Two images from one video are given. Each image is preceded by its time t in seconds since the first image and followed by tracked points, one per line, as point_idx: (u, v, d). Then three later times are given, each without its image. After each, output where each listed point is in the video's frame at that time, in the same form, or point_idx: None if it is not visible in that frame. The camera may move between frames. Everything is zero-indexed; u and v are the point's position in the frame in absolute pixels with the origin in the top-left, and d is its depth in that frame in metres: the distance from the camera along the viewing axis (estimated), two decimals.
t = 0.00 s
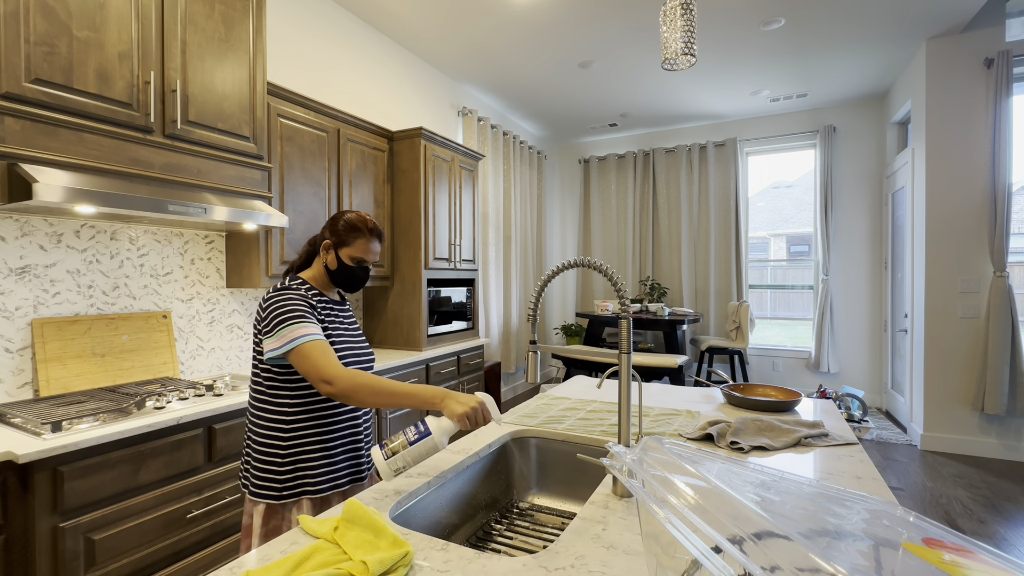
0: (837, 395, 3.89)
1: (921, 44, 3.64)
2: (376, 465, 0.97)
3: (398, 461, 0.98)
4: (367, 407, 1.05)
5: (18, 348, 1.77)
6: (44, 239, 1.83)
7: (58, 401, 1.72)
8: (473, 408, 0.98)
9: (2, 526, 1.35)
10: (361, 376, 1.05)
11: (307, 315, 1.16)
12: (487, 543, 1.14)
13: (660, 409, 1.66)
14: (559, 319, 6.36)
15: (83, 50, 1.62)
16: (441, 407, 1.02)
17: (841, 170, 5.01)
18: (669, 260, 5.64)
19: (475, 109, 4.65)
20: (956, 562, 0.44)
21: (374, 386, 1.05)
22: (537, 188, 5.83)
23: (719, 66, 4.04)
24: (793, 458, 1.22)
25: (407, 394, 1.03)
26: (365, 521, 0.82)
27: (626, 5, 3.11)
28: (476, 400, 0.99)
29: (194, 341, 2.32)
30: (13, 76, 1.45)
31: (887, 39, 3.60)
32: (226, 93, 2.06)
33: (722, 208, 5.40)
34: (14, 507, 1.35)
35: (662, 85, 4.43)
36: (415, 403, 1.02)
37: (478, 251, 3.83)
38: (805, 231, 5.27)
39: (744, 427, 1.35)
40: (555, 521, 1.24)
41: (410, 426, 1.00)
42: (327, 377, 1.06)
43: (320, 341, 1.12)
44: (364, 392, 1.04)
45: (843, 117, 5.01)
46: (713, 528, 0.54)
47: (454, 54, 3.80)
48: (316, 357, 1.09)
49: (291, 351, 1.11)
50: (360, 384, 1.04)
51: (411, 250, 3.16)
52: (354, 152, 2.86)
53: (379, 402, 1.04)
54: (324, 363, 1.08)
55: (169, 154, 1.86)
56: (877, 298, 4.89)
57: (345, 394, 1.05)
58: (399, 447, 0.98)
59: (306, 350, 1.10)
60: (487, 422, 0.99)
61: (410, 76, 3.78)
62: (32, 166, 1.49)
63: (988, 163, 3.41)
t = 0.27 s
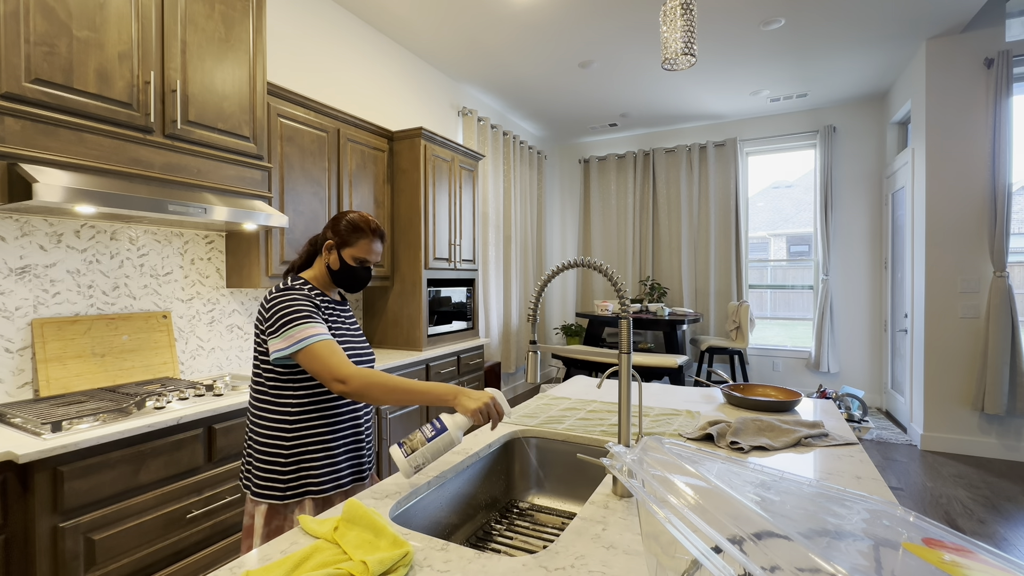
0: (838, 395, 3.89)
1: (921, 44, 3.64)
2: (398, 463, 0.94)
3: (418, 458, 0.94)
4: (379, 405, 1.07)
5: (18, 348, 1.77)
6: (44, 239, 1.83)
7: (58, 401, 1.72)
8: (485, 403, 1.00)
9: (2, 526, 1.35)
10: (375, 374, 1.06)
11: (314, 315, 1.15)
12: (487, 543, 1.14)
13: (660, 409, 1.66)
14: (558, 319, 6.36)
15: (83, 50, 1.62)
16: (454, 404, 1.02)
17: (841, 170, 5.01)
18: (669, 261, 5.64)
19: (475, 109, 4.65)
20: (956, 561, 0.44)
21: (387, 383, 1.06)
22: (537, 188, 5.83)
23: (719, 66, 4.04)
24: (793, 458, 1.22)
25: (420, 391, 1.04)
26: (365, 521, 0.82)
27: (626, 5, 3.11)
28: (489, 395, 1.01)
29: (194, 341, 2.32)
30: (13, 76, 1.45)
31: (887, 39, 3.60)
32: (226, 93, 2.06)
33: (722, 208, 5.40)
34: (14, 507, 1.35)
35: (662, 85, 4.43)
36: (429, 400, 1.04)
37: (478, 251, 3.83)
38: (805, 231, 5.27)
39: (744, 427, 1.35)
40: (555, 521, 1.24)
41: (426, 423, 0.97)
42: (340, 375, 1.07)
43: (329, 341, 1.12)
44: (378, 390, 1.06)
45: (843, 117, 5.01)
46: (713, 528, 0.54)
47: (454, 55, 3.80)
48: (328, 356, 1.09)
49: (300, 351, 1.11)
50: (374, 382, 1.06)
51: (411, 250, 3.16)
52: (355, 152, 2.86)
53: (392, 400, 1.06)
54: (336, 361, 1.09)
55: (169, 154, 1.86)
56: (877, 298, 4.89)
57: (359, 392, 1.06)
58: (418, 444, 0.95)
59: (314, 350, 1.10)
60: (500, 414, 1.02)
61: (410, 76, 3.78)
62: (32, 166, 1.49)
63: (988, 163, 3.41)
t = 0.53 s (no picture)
0: (838, 395, 3.89)
1: (921, 44, 3.64)
2: (405, 456, 0.94)
3: (425, 451, 0.96)
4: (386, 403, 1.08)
5: (18, 348, 1.77)
6: (44, 239, 1.83)
7: (58, 401, 1.72)
8: (490, 398, 1.06)
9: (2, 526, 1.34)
10: (382, 371, 1.08)
11: (317, 315, 1.15)
12: (487, 543, 1.14)
13: (660, 409, 1.66)
14: (559, 319, 6.36)
15: (83, 50, 1.62)
16: (460, 398, 1.08)
17: (841, 170, 5.01)
18: (669, 261, 5.64)
19: (475, 109, 4.65)
20: (956, 561, 0.44)
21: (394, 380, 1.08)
22: (537, 188, 5.83)
23: (719, 66, 4.04)
24: (793, 458, 1.22)
25: (428, 387, 1.07)
26: (365, 521, 0.82)
27: (626, 6, 3.11)
28: (493, 391, 1.07)
29: (194, 341, 2.32)
30: (13, 76, 1.45)
31: (887, 39, 3.59)
32: (226, 93, 2.06)
33: (722, 208, 5.40)
34: (14, 507, 1.35)
35: (662, 85, 4.43)
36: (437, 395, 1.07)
37: (478, 251, 3.83)
38: (805, 231, 5.27)
39: (744, 427, 1.35)
40: (555, 521, 1.24)
41: (433, 416, 0.99)
42: (347, 374, 1.07)
43: (332, 342, 1.12)
44: (385, 387, 1.07)
45: (844, 117, 5.01)
46: (713, 528, 0.54)
47: (454, 55, 3.80)
48: (334, 355, 1.09)
49: (302, 351, 1.11)
50: (381, 379, 1.07)
51: (411, 250, 3.16)
52: (355, 152, 2.86)
53: (399, 397, 1.07)
54: (341, 360, 1.09)
55: (169, 154, 1.86)
56: (877, 298, 4.89)
57: (366, 390, 1.07)
58: (426, 437, 0.95)
59: (318, 349, 1.10)
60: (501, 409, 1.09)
61: (410, 76, 3.78)
62: (32, 166, 1.49)
63: (988, 163, 3.41)
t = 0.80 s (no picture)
0: (838, 395, 3.89)
1: (920, 44, 3.64)
2: (388, 449, 0.94)
3: (409, 450, 0.96)
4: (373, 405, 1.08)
5: (18, 348, 1.77)
6: (44, 239, 1.83)
7: (58, 401, 1.72)
8: (478, 404, 1.07)
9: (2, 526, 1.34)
10: (371, 374, 1.08)
11: (311, 315, 1.15)
12: (487, 543, 1.14)
13: (660, 410, 1.67)
14: (558, 319, 6.36)
15: (83, 50, 1.62)
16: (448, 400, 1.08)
17: (841, 170, 5.01)
18: (669, 261, 5.64)
19: (475, 108, 4.65)
20: (956, 562, 0.44)
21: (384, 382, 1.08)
22: (537, 188, 5.83)
23: (719, 66, 4.04)
24: (793, 458, 1.23)
25: (418, 389, 1.07)
26: (365, 521, 0.82)
27: (626, 5, 3.11)
28: (479, 397, 1.08)
29: (194, 341, 2.32)
30: (13, 76, 1.45)
31: (887, 39, 3.59)
32: (226, 93, 2.06)
33: (722, 208, 5.40)
34: (14, 507, 1.35)
35: (662, 85, 4.43)
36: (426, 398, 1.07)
37: (478, 251, 3.83)
38: (805, 231, 5.27)
39: (744, 427, 1.35)
40: (555, 521, 1.24)
41: (421, 416, 1.01)
42: (335, 375, 1.07)
43: (325, 344, 1.12)
44: (374, 389, 1.07)
45: (844, 117, 5.01)
46: (713, 528, 0.54)
47: (454, 54, 3.79)
48: (325, 356, 1.09)
49: (290, 352, 1.11)
50: (371, 382, 1.07)
51: (411, 250, 3.16)
52: (354, 152, 2.86)
53: (388, 399, 1.07)
54: (330, 361, 1.08)
55: (169, 154, 1.86)
56: (877, 298, 4.89)
57: (354, 392, 1.06)
58: (412, 433, 0.97)
59: (307, 351, 1.10)
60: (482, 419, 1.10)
61: (410, 75, 3.77)
62: (32, 166, 1.49)
63: (988, 163, 3.41)
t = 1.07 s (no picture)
0: (837, 395, 3.89)
1: (920, 44, 3.64)
2: (306, 455, 0.86)
3: (329, 456, 0.88)
4: (307, 411, 1.03)
5: (18, 348, 1.77)
6: (44, 239, 1.83)
7: (58, 401, 1.72)
8: (422, 423, 0.95)
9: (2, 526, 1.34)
10: (307, 377, 1.04)
11: (287, 314, 1.16)
12: (487, 543, 1.14)
13: (660, 410, 1.66)
14: (558, 319, 6.36)
15: (83, 50, 1.62)
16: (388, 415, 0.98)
17: (841, 170, 5.01)
18: (669, 261, 5.64)
19: (475, 108, 4.65)
20: (956, 561, 0.44)
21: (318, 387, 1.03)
22: (537, 188, 5.83)
23: (719, 66, 4.04)
24: (793, 458, 1.22)
25: (353, 396, 1.00)
26: (364, 521, 0.82)
27: (626, 6, 3.11)
28: (428, 417, 0.96)
29: (195, 341, 2.32)
30: (13, 76, 1.45)
31: (887, 39, 3.59)
32: (226, 93, 2.06)
33: (722, 208, 5.40)
34: (14, 507, 1.35)
35: (662, 85, 4.43)
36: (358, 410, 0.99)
37: (478, 251, 3.83)
38: (805, 231, 5.27)
39: (744, 427, 1.35)
40: (555, 521, 1.24)
41: (352, 423, 0.93)
42: (273, 375, 1.05)
43: (291, 342, 1.13)
44: (305, 393, 1.02)
45: (844, 117, 5.01)
46: (713, 528, 0.54)
47: (453, 54, 3.79)
48: (272, 355, 1.09)
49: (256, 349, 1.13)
50: (303, 385, 1.03)
51: (411, 250, 3.16)
52: (355, 152, 2.86)
53: (319, 405, 1.02)
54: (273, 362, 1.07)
55: (170, 154, 1.86)
56: (877, 298, 4.89)
57: (285, 393, 1.03)
58: (336, 440, 0.89)
59: (266, 348, 1.10)
60: (430, 447, 0.95)
61: (410, 75, 3.77)
62: (32, 166, 1.49)
63: (988, 163, 3.41)
